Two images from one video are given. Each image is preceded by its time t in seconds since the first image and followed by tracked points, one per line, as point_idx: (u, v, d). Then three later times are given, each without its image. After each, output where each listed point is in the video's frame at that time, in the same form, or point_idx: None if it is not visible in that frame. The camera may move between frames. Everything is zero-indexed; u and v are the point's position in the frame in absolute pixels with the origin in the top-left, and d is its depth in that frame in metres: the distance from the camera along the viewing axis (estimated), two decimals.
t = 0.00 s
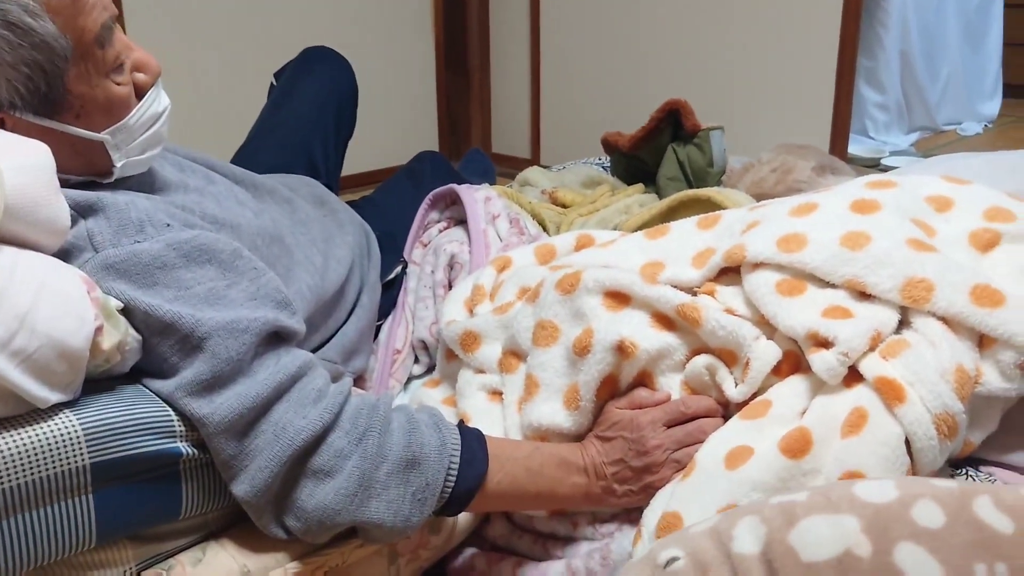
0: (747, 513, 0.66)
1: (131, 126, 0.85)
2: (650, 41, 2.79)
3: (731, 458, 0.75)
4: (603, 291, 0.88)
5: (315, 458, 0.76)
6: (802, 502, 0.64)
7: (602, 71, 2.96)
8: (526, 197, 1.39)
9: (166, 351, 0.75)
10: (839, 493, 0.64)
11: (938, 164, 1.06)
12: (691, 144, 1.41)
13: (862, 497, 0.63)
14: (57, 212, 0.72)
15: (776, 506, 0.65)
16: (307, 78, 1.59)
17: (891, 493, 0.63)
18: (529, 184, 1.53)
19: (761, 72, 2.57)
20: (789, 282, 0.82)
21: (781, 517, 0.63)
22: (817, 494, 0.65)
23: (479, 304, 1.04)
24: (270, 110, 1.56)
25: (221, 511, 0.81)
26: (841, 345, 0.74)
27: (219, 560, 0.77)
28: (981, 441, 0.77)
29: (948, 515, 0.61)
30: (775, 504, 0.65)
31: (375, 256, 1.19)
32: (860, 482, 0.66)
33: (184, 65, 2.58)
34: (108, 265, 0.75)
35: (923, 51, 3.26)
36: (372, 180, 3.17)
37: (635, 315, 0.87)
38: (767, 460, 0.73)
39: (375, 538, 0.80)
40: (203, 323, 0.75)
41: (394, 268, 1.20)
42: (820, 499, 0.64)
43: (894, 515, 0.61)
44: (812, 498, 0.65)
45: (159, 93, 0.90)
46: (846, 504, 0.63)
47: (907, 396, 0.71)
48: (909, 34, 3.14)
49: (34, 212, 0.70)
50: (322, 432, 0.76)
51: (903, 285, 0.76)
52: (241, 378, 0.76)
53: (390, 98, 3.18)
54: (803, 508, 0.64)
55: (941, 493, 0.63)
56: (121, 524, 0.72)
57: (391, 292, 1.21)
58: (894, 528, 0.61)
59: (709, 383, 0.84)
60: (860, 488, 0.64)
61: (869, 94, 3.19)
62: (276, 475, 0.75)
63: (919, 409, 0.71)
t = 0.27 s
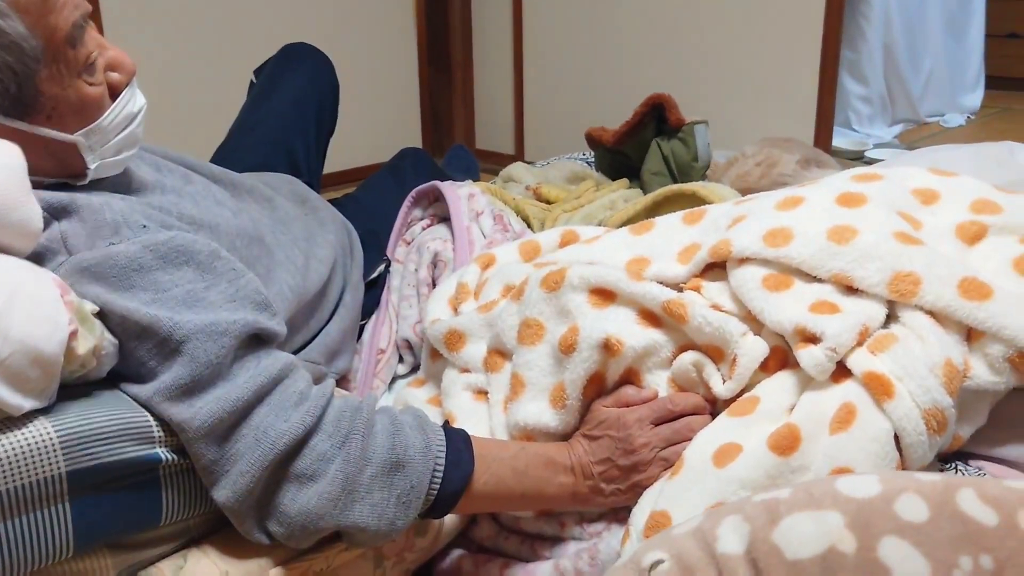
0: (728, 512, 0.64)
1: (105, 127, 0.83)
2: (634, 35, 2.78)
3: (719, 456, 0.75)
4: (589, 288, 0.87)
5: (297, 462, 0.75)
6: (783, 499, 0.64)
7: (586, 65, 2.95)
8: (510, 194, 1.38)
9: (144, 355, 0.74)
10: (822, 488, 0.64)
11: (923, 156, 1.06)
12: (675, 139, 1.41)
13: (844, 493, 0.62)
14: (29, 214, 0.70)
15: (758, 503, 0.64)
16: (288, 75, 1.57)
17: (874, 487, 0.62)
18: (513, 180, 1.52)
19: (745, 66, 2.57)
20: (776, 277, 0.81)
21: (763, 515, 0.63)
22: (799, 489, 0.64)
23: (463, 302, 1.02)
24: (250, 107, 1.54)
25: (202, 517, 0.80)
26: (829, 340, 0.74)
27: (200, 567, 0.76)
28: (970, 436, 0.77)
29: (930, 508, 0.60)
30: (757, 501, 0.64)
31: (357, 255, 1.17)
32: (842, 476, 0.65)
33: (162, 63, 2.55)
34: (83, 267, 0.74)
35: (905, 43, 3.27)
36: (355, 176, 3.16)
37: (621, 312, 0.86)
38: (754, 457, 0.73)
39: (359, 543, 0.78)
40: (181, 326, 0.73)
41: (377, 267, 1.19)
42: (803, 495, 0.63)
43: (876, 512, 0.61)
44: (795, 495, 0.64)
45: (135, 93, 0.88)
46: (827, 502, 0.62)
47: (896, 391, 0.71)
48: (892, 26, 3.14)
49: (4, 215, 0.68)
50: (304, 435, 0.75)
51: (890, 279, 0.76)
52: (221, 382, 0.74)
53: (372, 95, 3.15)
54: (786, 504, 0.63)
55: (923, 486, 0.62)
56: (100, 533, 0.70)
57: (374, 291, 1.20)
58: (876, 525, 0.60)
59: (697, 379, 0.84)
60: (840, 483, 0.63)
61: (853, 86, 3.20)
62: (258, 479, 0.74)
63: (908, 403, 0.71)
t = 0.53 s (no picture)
0: (728, 520, 0.63)
1: (79, 131, 0.80)
2: (621, 34, 2.77)
3: (713, 463, 0.73)
4: (578, 291, 0.86)
5: (280, 474, 0.73)
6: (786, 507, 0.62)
7: (573, 64, 2.93)
8: (497, 195, 1.36)
9: (121, 365, 0.71)
10: (822, 496, 0.62)
11: (915, 155, 1.05)
12: (664, 138, 1.39)
13: (845, 500, 0.61)
14: None
15: (757, 512, 0.63)
16: (271, 74, 1.55)
17: (876, 495, 0.61)
18: (500, 181, 1.50)
19: (733, 64, 2.56)
20: (769, 280, 0.79)
21: (764, 523, 0.61)
22: (799, 498, 0.63)
23: (451, 306, 1.00)
24: (232, 107, 1.51)
25: (183, 531, 0.77)
26: (824, 344, 0.72)
27: None
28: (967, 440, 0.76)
29: (934, 514, 0.59)
30: (757, 511, 0.63)
31: (342, 259, 1.15)
32: (844, 484, 0.63)
33: (144, 64, 2.52)
34: (55, 275, 0.71)
35: (893, 41, 3.27)
36: (342, 176, 3.14)
37: (612, 316, 0.84)
38: (749, 464, 0.71)
39: (345, 556, 0.76)
40: (158, 335, 0.71)
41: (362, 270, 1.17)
42: (803, 503, 0.62)
43: (878, 518, 0.59)
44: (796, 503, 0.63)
45: (111, 95, 0.85)
46: (829, 509, 0.61)
47: (893, 397, 0.70)
48: (879, 24, 3.15)
49: None
50: (287, 446, 0.73)
51: (886, 282, 0.75)
52: (200, 393, 0.72)
53: (357, 95, 3.13)
54: (787, 513, 0.61)
55: (926, 493, 0.61)
56: (75, 550, 0.68)
57: (359, 295, 1.17)
58: (877, 532, 0.58)
59: (689, 385, 0.82)
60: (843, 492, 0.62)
61: (841, 84, 3.20)
62: (239, 492, 0.71)
63: (906, 409, 0.69)
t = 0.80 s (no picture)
0: (735, 535, 0.60)
1: (52, 125, 0.77)
2: (614, 31, 2.74)
3: (714, 466, 0.70)
4: (573, 289, 0.83)
5: (264, 481, 0.70)
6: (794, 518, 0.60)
7: (566, 62, 2.90)
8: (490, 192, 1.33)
9: (96, 368, 0.68)
10: (832, 506, 0.60)
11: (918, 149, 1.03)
12: (660, 134, 1.36)
13: (856, 510, 0.59)
14: None
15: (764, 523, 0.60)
16: (258, 70, 1.51)
17: (888, 504, 0.59)
18: (492, 179, 1.47)
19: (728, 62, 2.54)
20: (771, 276, 0.77)
21: (774, 537, 0.58)
22: (808, 508, 0.60)
23: (442, 306, 0.97)
24: (218, 104, 1.48)
25: (162, 541, 0.74)
26: (829, 343, 0.70)
27: None
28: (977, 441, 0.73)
29: (952, 524, 0.57)
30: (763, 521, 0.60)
31: (330, 258, 1.12)
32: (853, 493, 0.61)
33: (131, 64, 2.50)
34: (26, 274, 0.67)
35: (888, 38, 3.26)
36: (331, 176, 3.11)
37: (609, 314, 0.81)
38: (751, 467, 0.69)
39: (332, 565, 0.73)
40: (135, 337, 0.68)
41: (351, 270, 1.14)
42: (812, 514, 0.59)
43: (893, 528, 0.57)
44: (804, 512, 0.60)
45: (85, 88, 0.82)
46: (841, 519, 0.58)
47: (901, 397, 0.67)
48: (875, 21, 3.13)
49: None
50: (271, 452, 0.70)
51: (892, 278, 0.72)
52: (180, 397, 0.68)
53: (348, 94, 3.10)
54: (797, 525, 0.59)
55: (941, 501, 0.58)
56: (47, 562, 0.65)
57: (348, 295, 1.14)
58: (895, 545, 0.56)
59: (688, 385, 0.79)
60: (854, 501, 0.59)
61: (836, 82, 3.18)
62: (221, 500, 0.68)
63: (914, 410, 0.67)
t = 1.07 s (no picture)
0: (723, 564, 0.57)
1: (17, 121, 0.74)
2: (608, 27, 2.71)
3: (711, 473, 0.67)
4: (563, 290, 0.80)
5: (239, 492, 0.67)
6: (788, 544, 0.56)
7: (559, 58, 2.88)
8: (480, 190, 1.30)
9: (61, 376, 0.65)
10: (828, 529, 0.57)
11: (920, 143, 1.00)
12: (654, 130, 1.33)
13: (855, 533, 0.56)
14: None
15: (756, 550, 0.57)
16: (243, 67, 1.48)
17: (889, 525, 0.56)
18: (483, 176, 1.44)
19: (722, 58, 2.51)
20: (768, 276, 0.74)
21: (765, 564, 0.56)
22: (802, 531, 0.57)
23: (429, 307, 0.94)
24: (202, 100, 1.45)
25: (134, 554, 0.71)
26: (830, 345, 0.67)
27: None
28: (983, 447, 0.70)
29: (959, 545, 0.54)
30: (756, 549, 0.57)
31: (315, 259, 1.09)
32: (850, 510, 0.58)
33: (117, 63, 2.47)
34: None
35: (885, 34, 3.23)
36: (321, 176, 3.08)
37: (600, 315, 0.78)
38: (750, 475, 0.66)
39: None
40: (102, 342, 0.65)
41: (337, 270, 1.10)
42: (807, 538, 0.56)
43: (894, 551, 0.54)
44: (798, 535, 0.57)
45: (53, 84, 0.79)
46: (839, 543, 0.55)
47: (906, 402, 0.64)
48: (871, 17, 3.11)
49: None
50: (246, 462, 0.67)
51: (894, 276, 0.69)
52: (150, 404, 0.65)
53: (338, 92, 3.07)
54: (790, 550, 0.56)
55: (946, 520, 0.55)
56: None
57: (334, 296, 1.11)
58: (898, 568, 0.53)
59: (683, 389, 0.77)
60: (851, 522, 0.57)
61: (832, 78, 3.16)
62: (194, 513, 0.65)
63: (920, 414, 0.64)
